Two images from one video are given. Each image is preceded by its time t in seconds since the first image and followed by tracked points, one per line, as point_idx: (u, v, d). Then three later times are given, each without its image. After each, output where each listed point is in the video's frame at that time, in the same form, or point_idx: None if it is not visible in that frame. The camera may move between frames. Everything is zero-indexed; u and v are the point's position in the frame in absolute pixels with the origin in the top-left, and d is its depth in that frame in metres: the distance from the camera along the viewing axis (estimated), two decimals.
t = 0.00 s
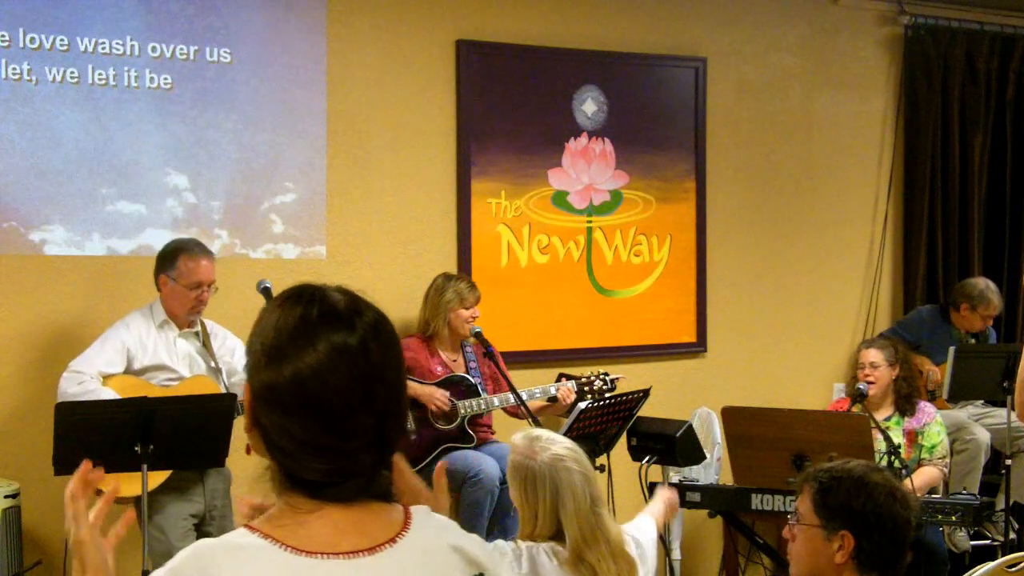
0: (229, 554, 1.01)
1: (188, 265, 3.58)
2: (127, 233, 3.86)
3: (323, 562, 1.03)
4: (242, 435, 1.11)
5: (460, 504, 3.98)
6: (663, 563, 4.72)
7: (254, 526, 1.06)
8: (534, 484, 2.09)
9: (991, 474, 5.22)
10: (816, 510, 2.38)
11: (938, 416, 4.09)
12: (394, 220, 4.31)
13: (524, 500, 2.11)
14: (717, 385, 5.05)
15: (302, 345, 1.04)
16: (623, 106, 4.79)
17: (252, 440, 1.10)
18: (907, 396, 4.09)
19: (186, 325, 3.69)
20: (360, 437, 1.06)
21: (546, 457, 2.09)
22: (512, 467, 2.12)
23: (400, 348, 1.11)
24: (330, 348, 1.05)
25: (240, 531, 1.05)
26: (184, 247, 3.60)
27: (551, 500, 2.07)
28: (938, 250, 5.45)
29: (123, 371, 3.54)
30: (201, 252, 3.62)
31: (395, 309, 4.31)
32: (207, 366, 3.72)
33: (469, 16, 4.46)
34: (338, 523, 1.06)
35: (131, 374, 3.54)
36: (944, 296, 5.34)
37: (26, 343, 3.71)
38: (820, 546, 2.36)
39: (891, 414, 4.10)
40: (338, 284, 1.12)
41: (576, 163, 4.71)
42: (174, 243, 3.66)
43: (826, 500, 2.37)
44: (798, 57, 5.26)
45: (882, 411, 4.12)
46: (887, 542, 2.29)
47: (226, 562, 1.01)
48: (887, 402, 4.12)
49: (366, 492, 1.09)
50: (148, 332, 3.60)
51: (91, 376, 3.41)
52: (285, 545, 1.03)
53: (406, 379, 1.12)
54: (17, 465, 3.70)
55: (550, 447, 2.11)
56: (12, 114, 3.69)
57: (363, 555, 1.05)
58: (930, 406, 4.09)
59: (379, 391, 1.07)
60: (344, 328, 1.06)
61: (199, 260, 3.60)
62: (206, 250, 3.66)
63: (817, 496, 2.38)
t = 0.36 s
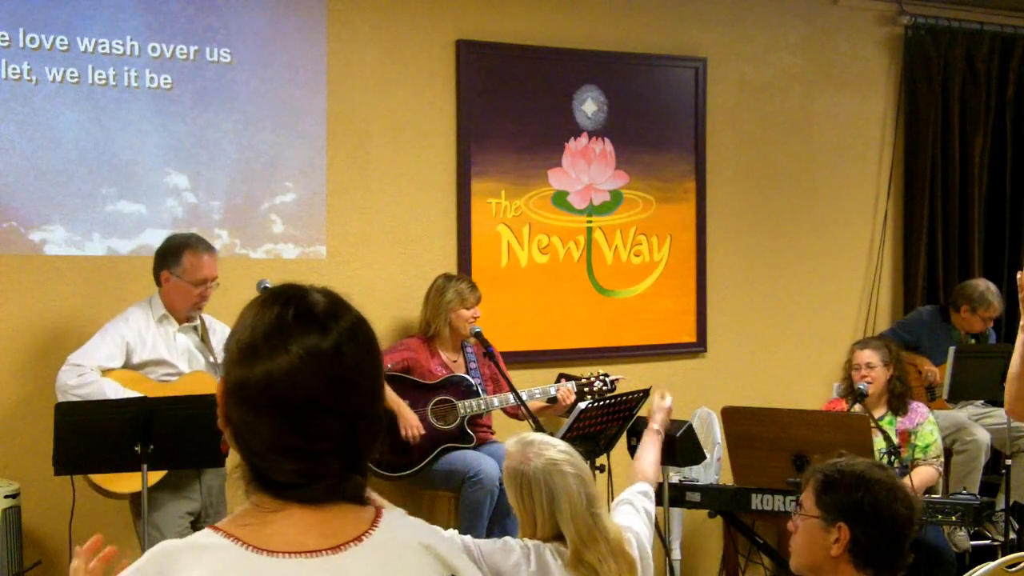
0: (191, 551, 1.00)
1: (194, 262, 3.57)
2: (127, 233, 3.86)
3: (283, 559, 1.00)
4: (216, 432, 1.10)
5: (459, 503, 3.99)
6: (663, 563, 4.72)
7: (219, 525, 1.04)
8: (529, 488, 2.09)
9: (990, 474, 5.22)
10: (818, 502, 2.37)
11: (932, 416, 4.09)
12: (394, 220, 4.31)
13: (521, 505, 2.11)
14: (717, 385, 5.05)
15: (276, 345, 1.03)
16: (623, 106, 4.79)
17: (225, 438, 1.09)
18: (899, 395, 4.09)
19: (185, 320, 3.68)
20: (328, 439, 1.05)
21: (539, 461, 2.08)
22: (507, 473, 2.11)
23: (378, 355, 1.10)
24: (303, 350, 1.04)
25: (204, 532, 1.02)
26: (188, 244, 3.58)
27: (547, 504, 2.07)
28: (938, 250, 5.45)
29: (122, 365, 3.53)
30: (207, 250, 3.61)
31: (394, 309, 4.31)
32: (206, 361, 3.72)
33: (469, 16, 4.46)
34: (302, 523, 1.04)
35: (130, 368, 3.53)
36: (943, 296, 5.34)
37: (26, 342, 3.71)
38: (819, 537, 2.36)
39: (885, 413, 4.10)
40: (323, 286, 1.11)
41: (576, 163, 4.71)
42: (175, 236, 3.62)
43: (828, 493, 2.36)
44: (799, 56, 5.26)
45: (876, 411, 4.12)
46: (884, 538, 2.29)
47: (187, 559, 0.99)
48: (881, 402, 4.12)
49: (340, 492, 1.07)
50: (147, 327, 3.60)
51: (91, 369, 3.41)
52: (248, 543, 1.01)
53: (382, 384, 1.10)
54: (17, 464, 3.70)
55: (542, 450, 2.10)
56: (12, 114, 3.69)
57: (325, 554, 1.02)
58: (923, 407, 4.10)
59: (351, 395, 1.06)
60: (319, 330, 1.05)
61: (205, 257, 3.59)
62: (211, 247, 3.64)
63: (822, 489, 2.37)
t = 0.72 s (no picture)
0: (146, 552, 0.94)
1: (191, 275, 3.57)
2: (127, 233, 3.86)
3: (239, 561, 0.94)
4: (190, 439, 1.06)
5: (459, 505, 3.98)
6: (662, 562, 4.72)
7: (182, 527, 0.98)
8: (529, 487, 2.08)
9: (990, 474, 5.23)
10: (808, 496, 2.38)
11: (932, 414, 4.09)
12: (393, 220, 4.31)
13: (520, 503, 2.10)
14: (717, 385, 5.05)
15: (249, 354, 1.00)
16: (623, 106, 4.79)
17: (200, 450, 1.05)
18: (900, 395, 4.09)
19: (182, 329, 3.67)
20: (298, 453, 1.00)
21: (540, 459, 2.08)
22: (507, 471, 2.11)
23: (359, 369, 1.05)
24: (276, 362, 1.00)
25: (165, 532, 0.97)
26: (183, 258, 3.57)
27: (546, 502, 2.06)
28: (938, 250, 5.45)
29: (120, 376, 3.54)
30: (203, 262, 3.61)
31: (394, 309, 4.31)
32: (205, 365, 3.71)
33: (469, 16, 4.46)
34: (264, 526, 0.97)
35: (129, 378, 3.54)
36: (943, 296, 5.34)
37: (25, 342, 3.71)
38: (808, 532, 2.36)
39: (885, 413, 4.10)
40: (309, 295, 1.07)
41: (576, 163, 4.71)
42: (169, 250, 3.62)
43: (816, 488, 2.36)
44: (799, 57, 5.26)
45: (875, 411, 4.11)
46: (864, 532, 2.27)
47: (141, 559, 0.94)
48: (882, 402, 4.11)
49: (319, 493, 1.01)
50: (144, 338, 3.60)
51: (89, 380, 3.41)
52: (205, 545, 0.95)
53: (362, 400, 1.05)
54: (16, 464, 3.70)
55: (544, 450, 2.10)
56: (12, 114, 3.69)
57: (283, 558, 0.95)
58: (924, 404, 4.10)
59: (324, 409, 1.01)
60: (294, 342, 1.01)
61: (201, 269, 3.59)
62: (206, 259, 3.64)
63: (811, 485, 2.38)
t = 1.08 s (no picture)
0: (120, 554, 1.01)
1: (189, 260, 3.57)
2: (127, 234, 3.86)
3: (201, 564, 0.99)
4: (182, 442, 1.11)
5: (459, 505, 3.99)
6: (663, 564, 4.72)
7: (161, 531, 1.04)
8: (532, 484, 2.07)
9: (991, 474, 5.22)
10: (791, 500, 2.32)
11: (931, 416, 4.08)
12: (393, 221, 4.31)
13: (523, 498, 2.09)
14: (717, 386, 5.04)
15: (233, 359, 1.04)
16: (623, 106, 4.79)
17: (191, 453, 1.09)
18: (898, 397, 4.09)
19: (186, 320, 3.68)
20: (278, 456, 1.03)
21: (544, 456, 2.07)
22: (512, 467, 2.10)
23: (344, 375, 1.09)
24: (256, 365, 1.04)
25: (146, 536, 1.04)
26: (183, 243, 3.59)
27: (549, 501, 2.05)
28: (939, 251, 5.44)
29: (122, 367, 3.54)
30: (202, 246, 3.61)
31: (394, 310, 4.31)
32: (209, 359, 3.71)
33: (469, 16, 4.46)
34: (239, 534, 1.02)
35: (131, 370, 3.53)
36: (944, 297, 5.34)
37: (25, 343, 3.71)
38: (794, 535, 2.30)
39: (884, 414, 4.09)
40: (299, 302, 1.11)
41: (576, 163, 4.71)
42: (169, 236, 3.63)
43: (799, 490, 2.31)
44: (799, 56, 5.26)
45: (875, 412, 4.11)
46: (851, 531, 2.21)
47: (114, 561, 1.01)
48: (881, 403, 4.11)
49: (306, 497, 1.06)
50: (147, 328, 3.59)
51: (91, 371, 3.41)
52: (175, 549, 1.01)
53: (344, 402, 1.08)
54: (17, 465, 3.70)
55: (549, 448, 2.09)
56: (13, 114, 3.69)
57: (247, 565, 1.00)
58: (923, 406, 4.10)
59: (305, 415, 1.04)
60: (275, 347, 1.05)
61: (199, 253, 3.59)
62: (206, 244, 3.64)
63: (793, 488, 2.32)
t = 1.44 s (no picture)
0: (118, 559, 1.02)
1: (193, 270, 3.57)
2: (127, 234, 3.86)
3: (195, 570, 1.00)
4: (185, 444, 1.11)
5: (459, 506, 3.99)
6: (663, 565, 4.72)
7: (161, 537, 1.06)
8: (540, 476, 2.08)
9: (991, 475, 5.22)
10: (781, 506, 2.21)
11: (930, 417, 4.08)
12: (393, 221, 4.31)
13: (529, 492, 2.10)
14: (717, 386, 5.04)
15: (225, 361, 1.04)
16: (623, 106, 4.79)
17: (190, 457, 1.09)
18: (899, 398, 4.08)
19: (186, 327, 3.67)
20: (272, 456, 1.03)
21: (555, 449, 2.07)
22: (522, 457, 2.10)
23: (338, 373, 1.08)
24: (247, 366, 1.03)
25: (146, 543, 1.05)
26: (186, 252, 3.58)
27: (556, 495, 2.06)
28: (939, 251, 5.44)
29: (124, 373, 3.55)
30: (205, 257, 3.61)
31: (394, 311, 4.31)
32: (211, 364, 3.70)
33: (470, 16, 4.46)
34: (237, 538, 1.02)
35: (131, 377, 3.55)
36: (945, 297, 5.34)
37: (25, 344, 3.71)
38: (792, 542, 2.18)
39: (884, 414, 4.08)
40: (291, 302, 1.11)
41: (576, 163, 4.71)
42: (172, 246, 3.63)
43: (790, 496, 2.21)
44: (799, 57, 5.26)
45: (875, 412, 4.10)
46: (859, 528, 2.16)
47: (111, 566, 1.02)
48: (881, 403, 4.11)
49: (304, 497, 1.05)
50: (148, 334, 3.59)
51: (94, 376, 3.42)
52: (171, 554, 1.02)
53: (339, 400, 1.07)
54: (18, 466, 3.70)
55: (560, 441, 2.10)
56: (13, 114, 3.69)
57: (240, 570, 1.00)
58: (922, 407, 4.10)
59: (298, 413, 1.04)
60: (266, 347, 1.04)
61: (202, 264, 3.59)
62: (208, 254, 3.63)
63: (782, 495, 2.21)
